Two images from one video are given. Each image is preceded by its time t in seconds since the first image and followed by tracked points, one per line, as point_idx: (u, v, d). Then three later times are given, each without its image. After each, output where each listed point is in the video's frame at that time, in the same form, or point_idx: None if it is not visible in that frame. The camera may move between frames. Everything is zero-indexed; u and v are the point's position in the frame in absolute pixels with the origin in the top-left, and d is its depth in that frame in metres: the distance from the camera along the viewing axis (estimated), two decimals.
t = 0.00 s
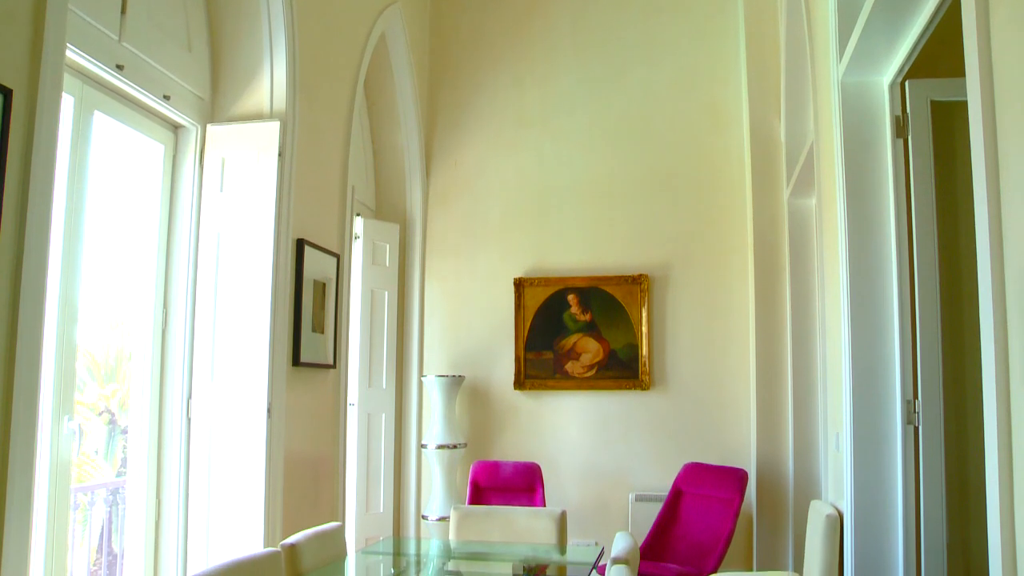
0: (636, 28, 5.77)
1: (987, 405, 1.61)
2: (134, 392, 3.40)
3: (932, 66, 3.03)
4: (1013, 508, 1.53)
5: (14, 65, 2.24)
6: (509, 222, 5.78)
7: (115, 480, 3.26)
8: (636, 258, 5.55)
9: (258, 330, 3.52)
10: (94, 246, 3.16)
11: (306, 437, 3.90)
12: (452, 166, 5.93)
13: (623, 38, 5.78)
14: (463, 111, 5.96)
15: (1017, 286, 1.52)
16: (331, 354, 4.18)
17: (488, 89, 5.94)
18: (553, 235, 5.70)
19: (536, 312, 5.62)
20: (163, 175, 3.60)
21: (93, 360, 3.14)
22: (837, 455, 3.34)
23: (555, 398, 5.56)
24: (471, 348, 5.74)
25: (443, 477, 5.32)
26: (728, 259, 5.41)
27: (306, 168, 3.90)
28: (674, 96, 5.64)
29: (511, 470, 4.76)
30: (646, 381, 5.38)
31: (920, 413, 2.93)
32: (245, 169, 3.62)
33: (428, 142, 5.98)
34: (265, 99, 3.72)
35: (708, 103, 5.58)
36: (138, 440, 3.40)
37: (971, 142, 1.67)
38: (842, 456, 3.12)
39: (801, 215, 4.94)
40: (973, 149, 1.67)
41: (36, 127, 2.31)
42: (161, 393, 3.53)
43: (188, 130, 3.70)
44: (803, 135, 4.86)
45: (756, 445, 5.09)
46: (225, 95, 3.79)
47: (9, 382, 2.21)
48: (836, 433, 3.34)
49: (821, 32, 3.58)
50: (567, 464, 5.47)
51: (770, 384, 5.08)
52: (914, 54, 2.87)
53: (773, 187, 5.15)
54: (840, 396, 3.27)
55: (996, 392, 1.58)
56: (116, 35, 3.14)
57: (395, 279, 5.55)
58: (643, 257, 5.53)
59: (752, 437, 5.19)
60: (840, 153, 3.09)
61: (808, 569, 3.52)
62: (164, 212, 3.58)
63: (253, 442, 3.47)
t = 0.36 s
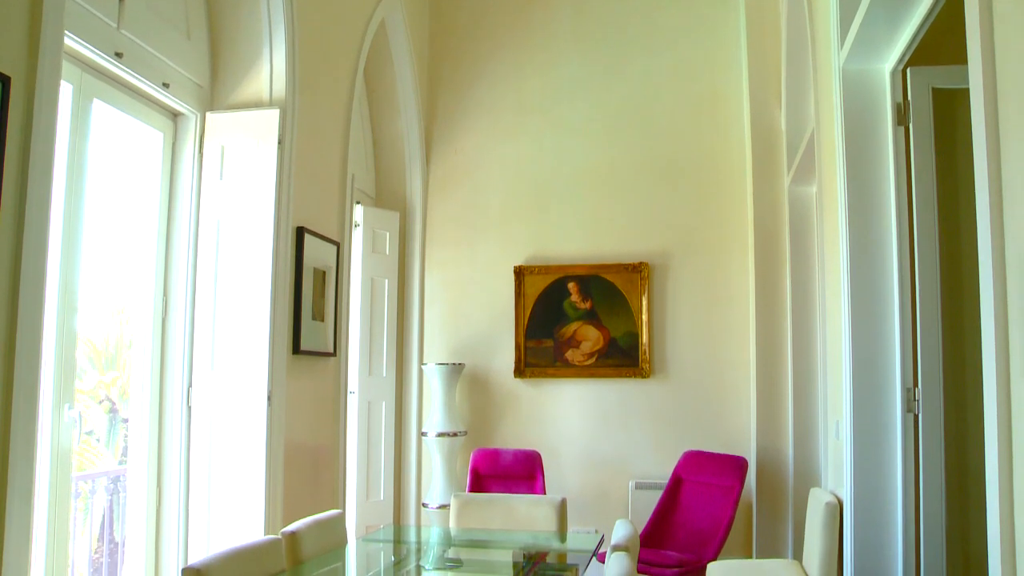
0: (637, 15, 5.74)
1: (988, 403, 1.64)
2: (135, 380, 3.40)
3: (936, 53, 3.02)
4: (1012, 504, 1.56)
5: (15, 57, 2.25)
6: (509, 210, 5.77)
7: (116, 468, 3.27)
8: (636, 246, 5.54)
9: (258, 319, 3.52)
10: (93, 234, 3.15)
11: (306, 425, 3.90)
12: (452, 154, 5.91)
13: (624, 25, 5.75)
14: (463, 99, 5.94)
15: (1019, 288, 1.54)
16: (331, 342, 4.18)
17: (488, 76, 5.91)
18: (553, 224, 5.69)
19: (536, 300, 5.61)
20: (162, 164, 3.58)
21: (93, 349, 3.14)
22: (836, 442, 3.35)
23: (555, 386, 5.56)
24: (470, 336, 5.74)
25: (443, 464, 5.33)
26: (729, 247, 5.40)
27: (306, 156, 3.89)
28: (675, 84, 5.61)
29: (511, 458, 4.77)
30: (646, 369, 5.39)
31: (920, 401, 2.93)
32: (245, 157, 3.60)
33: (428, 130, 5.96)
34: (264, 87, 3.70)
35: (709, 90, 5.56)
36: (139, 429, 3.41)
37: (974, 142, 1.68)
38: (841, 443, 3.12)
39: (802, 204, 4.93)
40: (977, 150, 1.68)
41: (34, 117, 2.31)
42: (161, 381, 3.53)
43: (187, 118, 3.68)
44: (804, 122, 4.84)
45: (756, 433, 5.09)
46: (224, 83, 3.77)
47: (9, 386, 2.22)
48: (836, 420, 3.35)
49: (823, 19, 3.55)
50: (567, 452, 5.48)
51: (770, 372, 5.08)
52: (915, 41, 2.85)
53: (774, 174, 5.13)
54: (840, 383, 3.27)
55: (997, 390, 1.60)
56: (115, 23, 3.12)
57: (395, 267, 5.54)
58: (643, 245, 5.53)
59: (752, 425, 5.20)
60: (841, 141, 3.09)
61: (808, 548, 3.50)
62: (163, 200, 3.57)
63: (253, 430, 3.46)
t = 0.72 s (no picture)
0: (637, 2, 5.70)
1: (988, 394, 1.67)
2: (135, 369, 3.40)
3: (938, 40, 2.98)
4: (1011, 495, 1.60)
5: (13, 44, 2.25)
6: (508, 198, 5.76)
7: (117, 456, 3.28)
8: (636, 234, 5.53)
9: (257, 306, 3.51)
10: (92, 221, 3.15)
11: (307, 413, 3.91)
12: (451, 142, 5.89)
13: (624, 12, 5.72)
14: (462, 86, 5.91)
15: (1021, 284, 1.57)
16: (331, 330, 4.17)
17: (488, 63, 5.89)
18: (553, 211, 5.67)
19: (536, 288, 5.61)
20: (162, 152, 3.57)
21: (93, 337, 3.14)
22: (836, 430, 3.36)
23: (555, 374, 5.56)
24: (470, 324, 5.74)
25: (444, 452, 5.35)
26: (729, 234, 5.39)
27: (306, 143, 3.88)
28: (676, 70, 5.59)
29: (511, 446, 4.78)
30: (646, 356, 5.39)
31: (919, 388, 2.93)
32: (244, 145, 3.58)
33: (428, 118, 5.94)
34: (264, 74, 3.68)
35: (709, 77, 5.53)
36: (139, 417, 3.41)
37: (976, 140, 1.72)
38: (841, 431, 3.13)
39: (803, 191, 4.92)
40: (978, 145, 1.71)
41: (32, 109, 2.30)
42: (161, 370, 3.54)
43: (186, 106, 3.67)
44: (805, 110, 4.82)
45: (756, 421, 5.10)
46: (223, 71, 3.75)
47: (9, 378, 2.23)
48: (836, 408, 3.35)
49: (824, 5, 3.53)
50: (567, 440, 5.49)
51: (771, 361, 5.08)
52: (916, 29, 2.84)
53: (775, 162, 5.12)
54: (840, 371, 3.27)
55: (998, 384, 1.64)
56: (113, 10, 3.11)
57: (395, 255, 5.52)
58: (643, 234, 5.52)
59: (752, 413, 5.20)
60: (842, 129, 3.08)
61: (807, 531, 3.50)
62: (163, 188, 3.57)
63: (253, 418, 3.46)
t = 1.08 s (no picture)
0: None
1: (988, 375, 1.67)
2: (135, 358, 3.40)
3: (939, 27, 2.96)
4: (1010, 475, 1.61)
5: (10, 31, 2.25)
6: (508, 186, 5.75)
7: (118, 444, 3.29)
8: (636, 222, 5.52)
9: (258, 295, 3.50)
10: (91, 210, 3.14)
11: (307, 401, 3.91)
12: (451, 130, 5.87)
13: None
14: (462, 74, 5.89)
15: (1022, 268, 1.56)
16: (331, 319, 4.17)
17: (488, 50, 5.86)
18: (553, 199, 5.66)
19: (536, 276, 5.60)
20: (161, 140, 3.56)
21: (94, 325, 3.14)
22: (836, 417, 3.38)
23: (555, 362, 5.57)
24: (471, 312, 5.74)
25: (444, 440, 5.36)
26: (730, 222, 5.38)
27: (305, 131, 3.87)
28: (676, 58, 5.56)
29: (511, 434, 4.78)
30: (646, 345, 5.39)
31: (920, 376, 2.93)
32: (244, 133, 3.56)
33: (428, 105, 5.91)
34: (263, 62, 3.66)
35: (710, 64, 5.51)
36: (139, 406, 3.42)
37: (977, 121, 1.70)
38: (841, 419, 3.14)
39: (804, 180, 4.90)
40: (981, 127, 1.69)
41: (31, 98, 2.30)
42: (161, 359, 3.54)
43: (186, 95, 3.65)
44: (806, 98, 4.80)
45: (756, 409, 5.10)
46: (223, 58, 3.73)
47: (9, 364, 2.23)
48: (836, 396, 3.36)
49: None
50: (567, 428, 5.50)
51: (771, 349, 5.08)
52: (918, 16, 2.83)
53: (776, 150, 5.10)
54: (840, 358, 3.28)
55: (997, 365, 1.63)
56: None
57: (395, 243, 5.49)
58: (643, 221, 5.51)
59: (752, 401, 5.21)
60: (843, 118, 3.08)
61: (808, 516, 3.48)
62: (162, 176, 3.56)
63: (253, 406, 3.46)
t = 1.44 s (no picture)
0: None
1: (988, 394, 1.77)
2: (134, 346, 3.41)
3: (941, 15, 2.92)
4: (1010, 488, 1.71)
5: (8, 19, 2.25)
6: (508, 174, 5.73)
7: (118, 433, 3.29)
8: (636, 210, 5.51)
9: (257, 283, 3.50)
10: (90, 199, 3.13)
11: (307, 389, 3.92)
12: (451, 118, 5.85)
13: None
14: (462, 61, 5.86)
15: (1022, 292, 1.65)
16: (331, 307, 4.17)
17: (488, 38, 5.83)
18: (553, 188, 5.65)
19: (536, 264, 5.60)
20: (160, 128, 3.55)
21: (94, 314, 3.14)
22: (835, 405, 3.38)
23: (555, 350, 5.57)
24: (471, 300, 5.74)
25: (444, 428, 5.37)
26: (730, 210, 5.37)
27: (305, 119, 3.85)
28: (677, 45, 5.53)
29: (511, 422, 4.79)
30: (646, 333, 5.39)
31: (919, 365, 2.93)
32: (243, 121, 3.55)
33: (428, 93, 5.89)
34: (263, 49, 3.65)
35: (711, 52, 5.48)
36: (140, 395, 3.42)
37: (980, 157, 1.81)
38: (840, 406, 3.15)
39: (805, 168, 4.89)
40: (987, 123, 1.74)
41: (29, 86, 2.30)
42: (161, 347, 3.54)
43: (185, 83, 3.63)
44: (807, 86, 4.78)
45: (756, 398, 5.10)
46: (222, 46, 3.71)
47: (9, 352, 2.25)
48: (836, 384, 3.36)
49: None
50: (567, 416, 5.51)
51: (771, 337, 5.08)
52: (920, 3, 2.82)
53: (776, 138, 5.10)
54: (840, 346, 3.28)
55: (998, 383, 1.73)
56: None
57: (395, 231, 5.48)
58: (643, 209, 5.49)
59: (751, 389, 5.21)
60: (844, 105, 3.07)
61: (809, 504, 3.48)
62: (162, 164, 3.54)
63: (253, 395, 3.47)
